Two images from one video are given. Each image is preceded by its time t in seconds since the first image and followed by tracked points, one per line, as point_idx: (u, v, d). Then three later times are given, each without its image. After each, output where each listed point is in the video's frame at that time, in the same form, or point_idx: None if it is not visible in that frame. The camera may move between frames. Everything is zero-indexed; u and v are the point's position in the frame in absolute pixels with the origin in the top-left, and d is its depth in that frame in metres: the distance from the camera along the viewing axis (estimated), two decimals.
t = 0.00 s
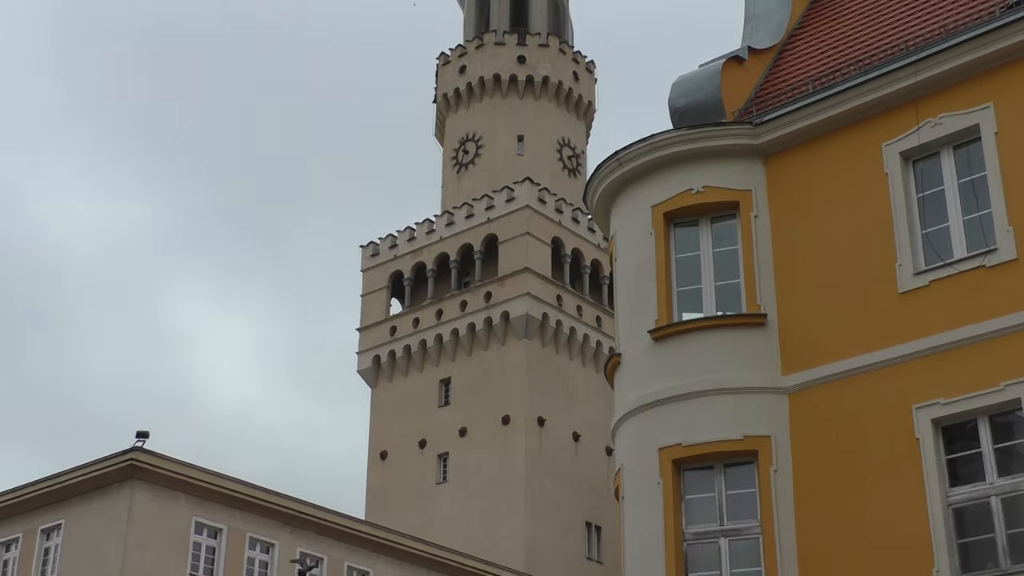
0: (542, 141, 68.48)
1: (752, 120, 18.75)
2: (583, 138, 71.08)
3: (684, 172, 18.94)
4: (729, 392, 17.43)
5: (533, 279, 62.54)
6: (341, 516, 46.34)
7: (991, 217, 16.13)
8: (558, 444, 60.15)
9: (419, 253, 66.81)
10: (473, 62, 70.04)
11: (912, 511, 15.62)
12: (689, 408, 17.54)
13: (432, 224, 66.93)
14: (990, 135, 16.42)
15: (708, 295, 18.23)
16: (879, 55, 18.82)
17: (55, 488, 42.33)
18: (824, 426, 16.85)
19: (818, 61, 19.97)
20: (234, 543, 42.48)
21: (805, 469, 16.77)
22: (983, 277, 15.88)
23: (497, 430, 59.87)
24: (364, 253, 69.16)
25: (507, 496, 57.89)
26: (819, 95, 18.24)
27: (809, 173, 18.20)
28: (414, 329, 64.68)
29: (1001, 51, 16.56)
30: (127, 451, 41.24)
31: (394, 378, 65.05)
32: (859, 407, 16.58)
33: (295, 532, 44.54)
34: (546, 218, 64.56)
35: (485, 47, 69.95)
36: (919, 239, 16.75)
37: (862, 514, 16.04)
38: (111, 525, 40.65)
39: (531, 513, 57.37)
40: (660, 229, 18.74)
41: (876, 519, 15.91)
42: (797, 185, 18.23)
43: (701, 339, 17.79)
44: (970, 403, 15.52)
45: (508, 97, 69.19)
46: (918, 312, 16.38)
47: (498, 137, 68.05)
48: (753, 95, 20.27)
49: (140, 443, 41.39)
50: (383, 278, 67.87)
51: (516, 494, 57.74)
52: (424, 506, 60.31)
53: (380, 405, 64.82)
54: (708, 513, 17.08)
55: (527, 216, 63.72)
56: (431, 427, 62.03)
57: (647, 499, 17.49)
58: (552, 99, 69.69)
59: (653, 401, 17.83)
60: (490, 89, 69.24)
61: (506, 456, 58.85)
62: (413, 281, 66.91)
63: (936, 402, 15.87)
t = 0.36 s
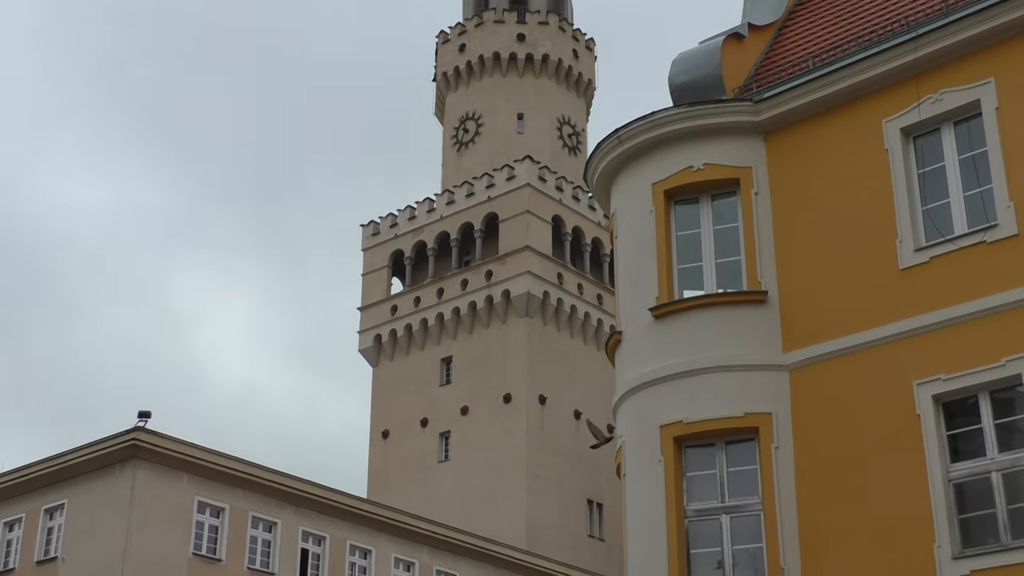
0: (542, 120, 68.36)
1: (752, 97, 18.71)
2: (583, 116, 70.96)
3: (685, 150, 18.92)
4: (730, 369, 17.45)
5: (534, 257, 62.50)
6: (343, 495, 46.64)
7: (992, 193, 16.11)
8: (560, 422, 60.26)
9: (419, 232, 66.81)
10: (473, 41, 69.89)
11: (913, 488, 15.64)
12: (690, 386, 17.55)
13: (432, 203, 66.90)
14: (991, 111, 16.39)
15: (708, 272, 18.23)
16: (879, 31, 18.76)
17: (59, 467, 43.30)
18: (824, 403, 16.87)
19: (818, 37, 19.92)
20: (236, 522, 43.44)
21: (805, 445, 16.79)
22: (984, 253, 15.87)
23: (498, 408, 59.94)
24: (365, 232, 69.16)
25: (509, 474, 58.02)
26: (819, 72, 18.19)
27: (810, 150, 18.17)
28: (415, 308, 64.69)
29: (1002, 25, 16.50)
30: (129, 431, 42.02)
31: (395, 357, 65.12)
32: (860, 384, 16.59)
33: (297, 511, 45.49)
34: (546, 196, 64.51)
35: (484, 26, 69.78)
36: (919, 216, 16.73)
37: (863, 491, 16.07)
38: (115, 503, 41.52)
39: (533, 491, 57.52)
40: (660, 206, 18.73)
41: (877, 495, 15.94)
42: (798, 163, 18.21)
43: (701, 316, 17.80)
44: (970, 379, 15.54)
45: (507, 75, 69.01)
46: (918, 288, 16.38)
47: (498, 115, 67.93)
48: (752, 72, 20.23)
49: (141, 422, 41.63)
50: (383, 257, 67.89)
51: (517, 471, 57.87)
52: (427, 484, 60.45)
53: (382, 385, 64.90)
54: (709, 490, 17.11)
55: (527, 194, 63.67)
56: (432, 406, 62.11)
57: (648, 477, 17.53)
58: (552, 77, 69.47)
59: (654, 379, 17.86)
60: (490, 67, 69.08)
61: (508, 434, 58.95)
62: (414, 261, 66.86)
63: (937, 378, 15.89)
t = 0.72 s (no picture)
0: (543, 97, 68.23)
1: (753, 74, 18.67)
2: (583, 93, 70.82)
3: (685, 127, 18.89)
4: (732, 346, 17.46)
5: (534, 235, 62.43)
6: (345, 472, 46.92)
7: (993, 169, 16.09)
8: (560, 400, 60.37)
9: (420, 210, 66.79)
10: (473, 18, 69.73)
11: (913, 465, 15.67)
12: (691, 363, 17.57)
13: (432, 180, 66.86)
14: (993, 88, 16.35)
15: (709, 248, 18.23)
16: (881, 7, 18.69)
17: (63, 443, 43.68)
18: (825, 379, 16.89)
19: (820, 14, 19.86)
20: (238, 499, 43.79)
21: (805, 422, 16.82)
22: (984, 230, 15.86)
23: (500, 385, 60.02)
24: (365, 210, 69.14)
25: (510, 451, 58.17)
26: (820, 49, 18.14)
27: (810, 127, 18.15)
28: (416, 285, 64.68)
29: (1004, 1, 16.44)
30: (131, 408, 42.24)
31: (396, 335, 65.14)
32: (861, 361, 16.60)
33: (299, 488, 45.88)
34: (546, 174, 64.43)
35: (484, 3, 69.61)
36: (920, 193, 16.72)
37: (863, 468, 16.10)
38: (118, 480, 41.80)
39: (534, 468, 57.66)
40: (661, 183, 18.71)
41: (877, 472, 15.97)
42: (799, 140, 18.19)
43: (702, 293, 17.80)
44: (971, 356, 15.55)
45: (507, 52, 68.81)
46: (918, 264, 16.37)
47: (499, 93, 67.81)
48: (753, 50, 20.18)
49: (142, 400, 41.85)
50: (384, 235, 67.90)
51: (518, 448, 57.97)
52: (428, 462, 60.57)
53: (383, 362, 64.96)
54: (709, 467, 17.13)
55: (528, 171, 63.60)
56: (433, 383, 62.18)
57: (648, 454, 17.56)
58: (552, 53, 69.26)
59: (655, 356, 17.88)
60: (490, 44, 68.91)
61: (509, 411, 59.05)
62: (415, 238, 66.81)
63: (937, 355, 15.90)
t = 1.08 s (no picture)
0: (544, 75, 68.08)
1: (755, 51, 18.62)
2: (585, 71, 70.65)
3: (687, 105, 18.85)
4: (734, 324, 17.46)
5: (536, 212, 62.36)
6: (347, 449, 47.08)
7: (995, 147, 16.06)
8: (562, 377, 60.47)
9: (421, 188, 66.74)
10: None
11: (914, 442, 15.69)
12: (692, 341, 17.56)
13: (433, 158, 66.78)
14: (995, 64, 16.29)
15: (710, 226, 18.22)
16: None
17: (66, 421, 43.88)
18: (826, 357, 16.89)
19: None
20: (239, 477, 44.04)
21: (806, 400, 16.84)
22: (985, 207, 15.85)
23: (501, 363, 60.10)
24: (366, 188, 69.07)
25: (511, 429, 58.29)
26: (822, 26, 18.08)
27: (812, 105, 18.10)
28: (417, 263, 64.65)
29: None
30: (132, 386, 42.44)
31: (397, 313, 65.16)
32: (861, 339, 16.61)
33: (300, 466, 46.11)
34: (547, 151, 64.34)
35: None
36: (922, 170, 16.70)
37: (864, 446, 16.13)
38: (120, 458, 41.97)
39: (536, 445, 57.78)
40: (662, 161, 18.69)
41: (877, 451, 15.99)
42: (800, 117, 18.15)
43: (704, 271, 17.79)
44: (972, 333, 15.55)
45: (508, 30, 68.64)
46: (920, 243, 16.36)
47: (500, 71, 67.67)
48: (755, 26, 20.13)
49: (144, 377, 41.95)
50: (385, 212, 67.88)
51: (519, 426, 58.07)
52: (429, 439, 60.69)
53: (384, 340, 64.99)
54: (710, 444, 17.14)
55: (529, 149, 63.53)
56: (434, 361, 62.23)
57: (651, 432, 17.56)
58: (553, 31, 69.09)
59: (656, 334, 17.88)
60: (491, 22, 68.73)
61: (510, 389, 59.12)
62: (416, 216, 66.76)
63: (938, 333, 15.91)
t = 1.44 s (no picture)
0: (546, 51, 67.91)
1: (757, 26, 18.56)
2: (587, 46, 70.45)
3: (688, 80, 18.80)
4: (737, 300, 17.44)
5: (538, 188, 62.29)
6: (349, 425, 47.16)
7: (997, 122, 16.04)
8: (564, 353, 60.57)
9: (422, 163, 66.65)
10: None
11: (914, 418, 15.71)
12: (694, 317, 17.56)
13: (435, 133, 66.66)
14: (999, 38, 16.23)
15: (712, 201, 18.20)
16: None
17: (68, 397, 44.03)
18: (827, 333, 16.90)
19: None
20: (241, 452, 44.18)
21: (808, 375, 16.86)
22: (987, 182, 15.85)
23: (502, 339, 60.15)
24: (368, 164, 68.98)
25: (513, 405, 58.39)
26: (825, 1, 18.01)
27: (814, 80, 18.07)
28: (419, 239, 64.61)
29: None
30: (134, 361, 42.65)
31: (399, 289, 65.17)
32: (863, 314, 16.62)
33: (302, 441, 46.24)
34: (549, 127, 64.23)
35: None
36: (924, 146, 16.68)
37: (864, 420, 16.16)
38: (122, 433, 42.15)
39: (537, 421, 57.87)
40: (664, 137, 18.67)
41: (878, 427, 16.02)
42: (803, 92, 18.11)
43: (706, 247, 17.79)
44: (973, 308, 15.56)
45: (510, 5, 68.41)
46: (922, 218, 16.35)
47: (501, 46, 67.48)
48: (758, 2, 20.06)
49: (146, 353, 42.04)
50: (387, 188, 67.85)
51: (521, 402, 58.17)
52: (430, 414, 60.80)
53: (386, 316, 65.02)
54: (711, 419, 17.15)
55: (530, 125, 63.44)
56: (436, 337, 62.27)
57: (652, 407, 17.58)
58: (555, 7, 68.87)
59: (657, 309, 17.88)
60: None
61: (511, 365, 59.19)
62: (417, 192, 66.71)
63: (939, 308, 15.91)
